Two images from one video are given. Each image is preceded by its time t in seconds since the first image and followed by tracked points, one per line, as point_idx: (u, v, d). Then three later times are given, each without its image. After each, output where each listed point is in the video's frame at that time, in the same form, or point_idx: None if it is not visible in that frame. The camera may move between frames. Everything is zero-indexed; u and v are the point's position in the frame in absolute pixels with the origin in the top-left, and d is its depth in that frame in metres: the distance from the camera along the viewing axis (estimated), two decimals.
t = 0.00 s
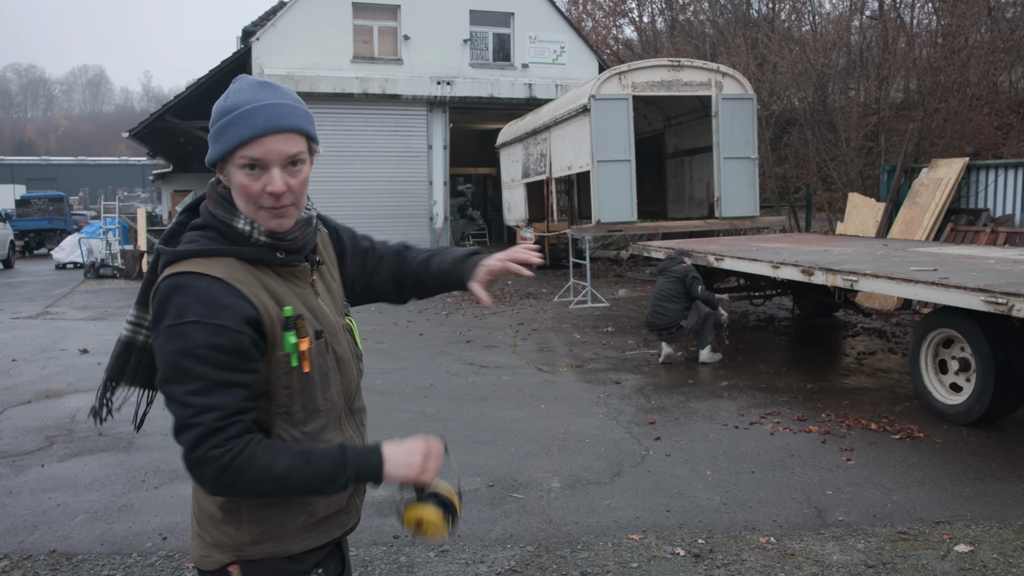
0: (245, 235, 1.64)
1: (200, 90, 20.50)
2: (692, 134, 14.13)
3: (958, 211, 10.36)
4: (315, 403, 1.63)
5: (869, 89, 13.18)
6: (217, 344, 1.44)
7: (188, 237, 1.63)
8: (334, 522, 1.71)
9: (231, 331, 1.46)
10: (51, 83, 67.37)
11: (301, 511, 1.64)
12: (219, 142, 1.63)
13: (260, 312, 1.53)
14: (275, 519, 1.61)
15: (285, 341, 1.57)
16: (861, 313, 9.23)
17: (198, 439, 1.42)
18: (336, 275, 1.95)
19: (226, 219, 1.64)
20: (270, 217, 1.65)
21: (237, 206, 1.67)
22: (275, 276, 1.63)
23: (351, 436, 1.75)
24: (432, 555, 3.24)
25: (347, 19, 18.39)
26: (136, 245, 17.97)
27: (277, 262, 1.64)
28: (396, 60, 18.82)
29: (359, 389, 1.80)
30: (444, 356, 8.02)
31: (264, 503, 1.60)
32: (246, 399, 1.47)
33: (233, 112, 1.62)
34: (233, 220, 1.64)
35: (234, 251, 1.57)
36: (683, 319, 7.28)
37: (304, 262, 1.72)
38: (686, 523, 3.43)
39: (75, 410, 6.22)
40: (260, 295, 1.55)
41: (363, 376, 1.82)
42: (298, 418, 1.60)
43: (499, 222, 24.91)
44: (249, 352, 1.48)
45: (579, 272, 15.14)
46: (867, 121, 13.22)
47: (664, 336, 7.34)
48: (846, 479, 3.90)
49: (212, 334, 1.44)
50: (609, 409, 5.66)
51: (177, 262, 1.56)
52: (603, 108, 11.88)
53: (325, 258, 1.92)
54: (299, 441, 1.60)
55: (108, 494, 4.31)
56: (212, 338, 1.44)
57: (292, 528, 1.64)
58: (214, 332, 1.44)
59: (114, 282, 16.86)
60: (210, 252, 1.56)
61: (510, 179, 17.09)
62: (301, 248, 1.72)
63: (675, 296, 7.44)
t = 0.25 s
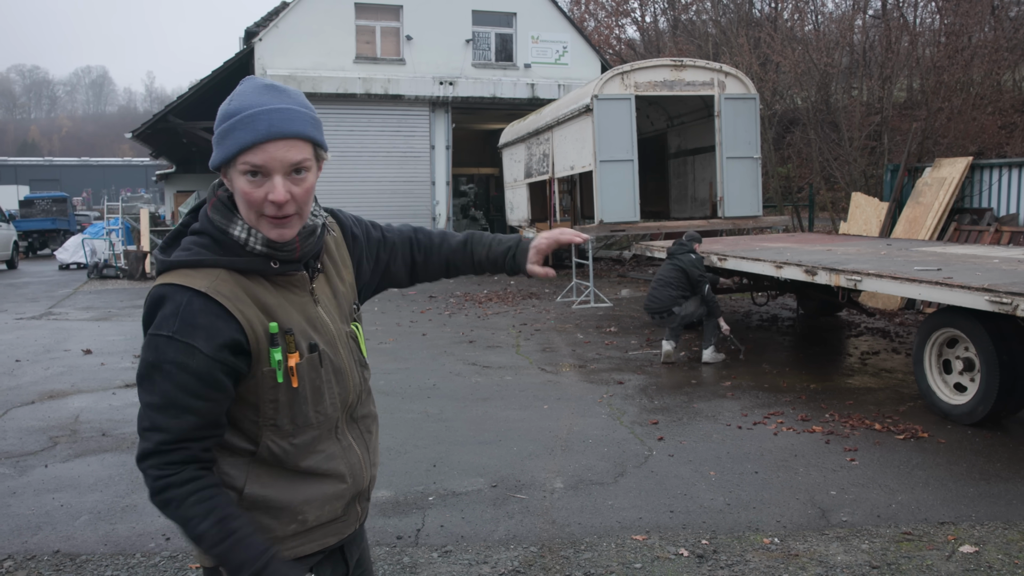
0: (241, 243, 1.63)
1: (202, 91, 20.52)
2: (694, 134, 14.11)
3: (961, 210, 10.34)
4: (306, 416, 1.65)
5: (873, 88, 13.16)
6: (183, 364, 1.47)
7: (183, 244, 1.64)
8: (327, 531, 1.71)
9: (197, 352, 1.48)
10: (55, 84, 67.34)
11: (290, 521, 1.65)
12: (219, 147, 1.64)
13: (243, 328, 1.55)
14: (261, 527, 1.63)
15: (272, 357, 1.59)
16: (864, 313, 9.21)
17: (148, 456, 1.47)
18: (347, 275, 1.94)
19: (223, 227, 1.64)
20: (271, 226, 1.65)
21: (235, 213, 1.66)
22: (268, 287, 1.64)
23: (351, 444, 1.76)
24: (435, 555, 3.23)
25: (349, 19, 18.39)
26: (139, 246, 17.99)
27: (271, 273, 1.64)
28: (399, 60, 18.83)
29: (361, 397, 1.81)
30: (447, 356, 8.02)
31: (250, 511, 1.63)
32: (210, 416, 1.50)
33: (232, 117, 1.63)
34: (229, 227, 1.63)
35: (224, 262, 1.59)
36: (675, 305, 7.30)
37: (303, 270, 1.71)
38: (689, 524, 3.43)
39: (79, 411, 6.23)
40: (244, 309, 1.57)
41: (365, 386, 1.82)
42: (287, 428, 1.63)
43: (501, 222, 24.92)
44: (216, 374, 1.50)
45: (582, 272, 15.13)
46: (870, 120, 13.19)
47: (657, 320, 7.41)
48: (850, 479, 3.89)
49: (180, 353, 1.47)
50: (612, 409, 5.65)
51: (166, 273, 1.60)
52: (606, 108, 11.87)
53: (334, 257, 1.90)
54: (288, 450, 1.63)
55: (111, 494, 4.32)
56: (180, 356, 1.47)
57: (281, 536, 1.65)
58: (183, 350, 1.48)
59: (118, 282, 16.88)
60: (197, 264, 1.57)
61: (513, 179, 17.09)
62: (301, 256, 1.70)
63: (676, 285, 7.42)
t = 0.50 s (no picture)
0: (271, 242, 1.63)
1: (205, 91, 20.53)
2: (697, 133, 14.10)
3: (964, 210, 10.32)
4: (329, 411, 1.66)
5: (876, 87, 13.13)
6: (198, 362, 1.51)
7: (211, 244, 1.64)
8: (343, 524, 1.72)
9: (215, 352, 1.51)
10: (58, 84, 67.44)
11: (308, 516, 1.66)
12: (245, 149, 1.64)
13: (269, 327, 1.56)
14: (278, 521, 1.64)
15: (298, 353, 1.60)
16: (867, 313, 9.19)
17: (149, 446, 1.51)
18: (369, 273, 1.94)
19: (253, 227, 1.63)
20: (304, 222, 1.65)
21: (264, 213, 1.66)
22: (296, 286, 1.64)
23: (371, 439, 1.78)
24: (438, 555, 3.23)
25: (352, 19, 18.40)
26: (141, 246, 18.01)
27: (299, 271, 1.64)
28: (401, 60, 18.83)
29: (383, 392, 1.82)
30: (450, 356, 8.02)
31: (269, 505, 1.63)
32: (224, 411, 1.53)
33: (254, 119, 1.63)
34: (259, 227, 1.63)
35: (253, 261, 1.59)
36: (656, 288, 7.46)
37: (331, 267, 1.72)
38: (692, 524, 3.42)
39: (82, 411, 6.24)
40: (273, 309, 1.57)
41: (387, 383, 1.83)
42: (310, 422, 1.64)
43: (504, 222, 24.92)
44: (232, 374, 1.52)
45: (584, 272, 15.12)
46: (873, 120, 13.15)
47: (639, 299, 7.61)
48: (854, 480, 3.89)
49: (198, 351, 1.51)
50: (615, 409, 5.65)
51: (195, 273, 1.60)
52: (608, 107, 11.86)
53: (357, 256, 1.91)
54: (311, 445, 1.64)
55: (114, 494, 4.32)
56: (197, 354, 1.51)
57: (299, 530, 1.66)
58: (201, 347, 1.51)
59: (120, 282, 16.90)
60: (226, 265, 1.58)
61: (515, 179, 17.09)
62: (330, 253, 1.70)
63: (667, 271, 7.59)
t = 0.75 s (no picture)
0: (296, 234, 1.66)
1: (202, 91, 20.50)
2: (694, 133, 14.11)
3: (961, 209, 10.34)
4: (348, 405, 1.67)
5: (873, 87, 13.14)
6: (225, 352, 1.49)
7: (235, 236, 1.65)
8: (354, 523, 1.71)
9: (242, 343, 1.50)
10: (55, 83, 67.28)
11: (321, 515, 1.65)
12: (271, 134, 1.69)
13: (296, 319, 1.57)
14: (292, 519, 1.63)
15: (321, 346, 1.61)
16: (864, 312, 9.21)
17: (172, 437, 1.50)
18: (377, 275, 1.98)
19: (279, 218, 1.66)
20: (329, 203, 1.71)
21: (288, 203, 1.69)
22: (319, 278, 1.67)
23: (384, 437, 1.78)
24: (438, 556, 3.23)
25: (349, 18, 18.38)
26: (138, 245, 17.97)
27: (323, 264, 1.67)
28: (398, 60, 18.82)
29: (397, 390, 1.83)
30: (448, 356, 8.02)
31: (284, 503, 1.62)
32: (249, 403, 1.52)
33: (278, 103, 1.69)
34: (284, 218, 1.66)
35: (278, 253, 1.60)
36: (643, 283, 7.43)
37: (348, 262, 1.76)
38: (691, 524, 3.43)
39: (79, 411, 6.23)
40: (300, 301, 1.58)
41: (401, 380, 1.85)
42: (328, 417, 1.64)
43: (501, 222, 24.93)
44: (260, 364, 1.51)
45: (582, 272, 15.14)
46: (870, 120, 13.18)
47: (625, 292, 7.60)
48: (852, 479, 3.89)
49: (226, 342, 1.50)
50: (613, 409, 5.66)
51: (219, 263, 1.60)
52: (606, 107, 11.87)
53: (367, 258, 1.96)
54: (329, 440, 1.64)
55: (112, 495, 4.31)
56: (225, 346, 1.50)
57: (311, 528, 1.65)
58: (228, 339, 1.50)
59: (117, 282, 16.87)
60: (252, 256, 1.58)
61: (513, 178, 17.08)
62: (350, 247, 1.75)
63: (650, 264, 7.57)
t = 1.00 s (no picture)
0: (295, 236, 1.66)
1: (202, 91, 20.49)
2: (695, 133, 14.11)
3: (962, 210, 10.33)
4: (346, 410, 1.66)
5: (873, 87, 13.14)
6: (224, 355, 1.49)
7: (234, 239, 1.65)
8: (353, 531, 1.70)
9: (240, 344, 1.49)
10: (55, 84, 67.33)
11: (318, 522, 1.64)
12: (277, 134, 1.68)
13: (294, 320, 1.56)
14: (289, 526, 1.61)
15: (319, 348, 1.60)
16: (866, 313, 9.21)
17: (177, 445, 1.49)
18: (381, 279, 1.97)
19: (277, 221, 1.66)
20: (335, 205, 1.70)
21: (288, 206, 1.69)
22: (317, 280, 1.66)
23: (384, 444, 1.76)
24: (441, 557, 3.23)
25: (349, 19, 18.37)
26: (139, 246, 17.96)
27: (323, 265, 1.67)
28: (399, 60, 18.82)
29: (399, 396, 1.82)
30: (449, 357, 8.01)
31: (280, 508, 1.61)
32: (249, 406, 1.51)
33: (284, 102, 1.68)
34: (283, 220, 1.66)
35: (277, 254, 1.60)
36: (637, 279, 7.45)
37: (348, 266, 1.75)
38: (695, 525, 3.42)
39: (81, 412, 6.22)
40: (298, 302, 1.57)
41: (402, 385, 1.84)
42: (327, 421, 1.63)
43: (501, 222, 24.93)
44: (258, 366, 1.50)
45: (582, 272, 15.13)
46: (871, 120, 13.17)
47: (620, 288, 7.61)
48: (855, 480, 3.89)
49: (223, 344, 1.49)
50: (615, 410, 5.65)
51: (218, 265, 1.60)
52: (606, 107, 11.86)
53: (370, 261, 1.96)
54: (328, 445, 1.63)
55: (114, 496, 4.31)
56: (223, 347, 1.49)
57: (308, 536, 1.63)
58: (226, 340, 1.49)
59: (118, 282, 16.86)
60: (251, 257, 1.59)
61: (513, 178, 17.08)
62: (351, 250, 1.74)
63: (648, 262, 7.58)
